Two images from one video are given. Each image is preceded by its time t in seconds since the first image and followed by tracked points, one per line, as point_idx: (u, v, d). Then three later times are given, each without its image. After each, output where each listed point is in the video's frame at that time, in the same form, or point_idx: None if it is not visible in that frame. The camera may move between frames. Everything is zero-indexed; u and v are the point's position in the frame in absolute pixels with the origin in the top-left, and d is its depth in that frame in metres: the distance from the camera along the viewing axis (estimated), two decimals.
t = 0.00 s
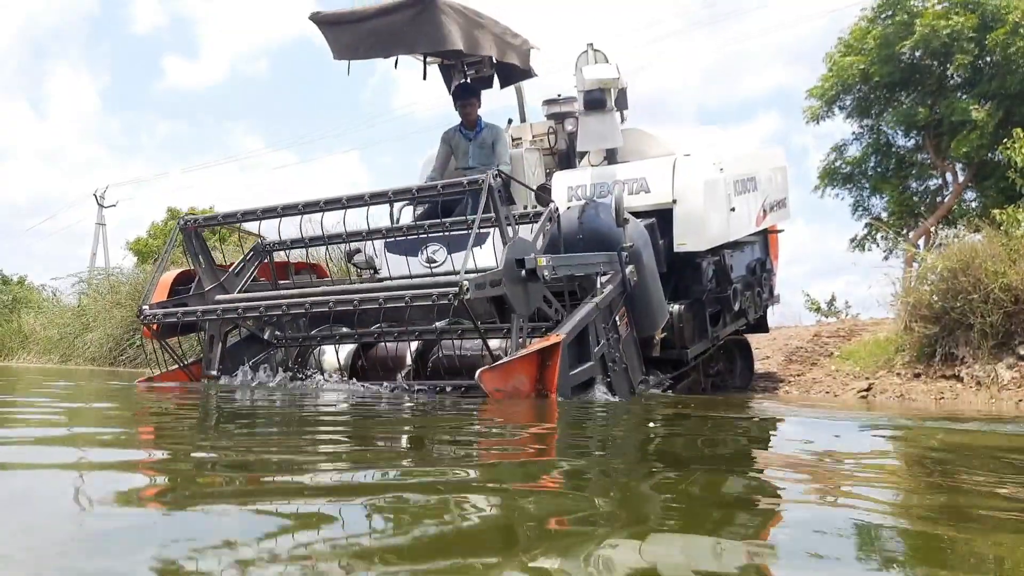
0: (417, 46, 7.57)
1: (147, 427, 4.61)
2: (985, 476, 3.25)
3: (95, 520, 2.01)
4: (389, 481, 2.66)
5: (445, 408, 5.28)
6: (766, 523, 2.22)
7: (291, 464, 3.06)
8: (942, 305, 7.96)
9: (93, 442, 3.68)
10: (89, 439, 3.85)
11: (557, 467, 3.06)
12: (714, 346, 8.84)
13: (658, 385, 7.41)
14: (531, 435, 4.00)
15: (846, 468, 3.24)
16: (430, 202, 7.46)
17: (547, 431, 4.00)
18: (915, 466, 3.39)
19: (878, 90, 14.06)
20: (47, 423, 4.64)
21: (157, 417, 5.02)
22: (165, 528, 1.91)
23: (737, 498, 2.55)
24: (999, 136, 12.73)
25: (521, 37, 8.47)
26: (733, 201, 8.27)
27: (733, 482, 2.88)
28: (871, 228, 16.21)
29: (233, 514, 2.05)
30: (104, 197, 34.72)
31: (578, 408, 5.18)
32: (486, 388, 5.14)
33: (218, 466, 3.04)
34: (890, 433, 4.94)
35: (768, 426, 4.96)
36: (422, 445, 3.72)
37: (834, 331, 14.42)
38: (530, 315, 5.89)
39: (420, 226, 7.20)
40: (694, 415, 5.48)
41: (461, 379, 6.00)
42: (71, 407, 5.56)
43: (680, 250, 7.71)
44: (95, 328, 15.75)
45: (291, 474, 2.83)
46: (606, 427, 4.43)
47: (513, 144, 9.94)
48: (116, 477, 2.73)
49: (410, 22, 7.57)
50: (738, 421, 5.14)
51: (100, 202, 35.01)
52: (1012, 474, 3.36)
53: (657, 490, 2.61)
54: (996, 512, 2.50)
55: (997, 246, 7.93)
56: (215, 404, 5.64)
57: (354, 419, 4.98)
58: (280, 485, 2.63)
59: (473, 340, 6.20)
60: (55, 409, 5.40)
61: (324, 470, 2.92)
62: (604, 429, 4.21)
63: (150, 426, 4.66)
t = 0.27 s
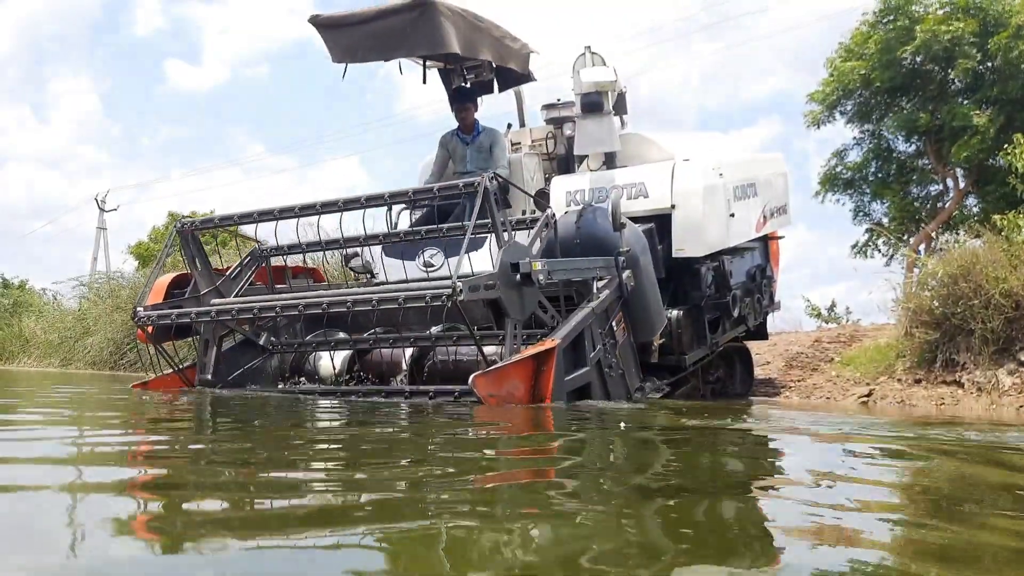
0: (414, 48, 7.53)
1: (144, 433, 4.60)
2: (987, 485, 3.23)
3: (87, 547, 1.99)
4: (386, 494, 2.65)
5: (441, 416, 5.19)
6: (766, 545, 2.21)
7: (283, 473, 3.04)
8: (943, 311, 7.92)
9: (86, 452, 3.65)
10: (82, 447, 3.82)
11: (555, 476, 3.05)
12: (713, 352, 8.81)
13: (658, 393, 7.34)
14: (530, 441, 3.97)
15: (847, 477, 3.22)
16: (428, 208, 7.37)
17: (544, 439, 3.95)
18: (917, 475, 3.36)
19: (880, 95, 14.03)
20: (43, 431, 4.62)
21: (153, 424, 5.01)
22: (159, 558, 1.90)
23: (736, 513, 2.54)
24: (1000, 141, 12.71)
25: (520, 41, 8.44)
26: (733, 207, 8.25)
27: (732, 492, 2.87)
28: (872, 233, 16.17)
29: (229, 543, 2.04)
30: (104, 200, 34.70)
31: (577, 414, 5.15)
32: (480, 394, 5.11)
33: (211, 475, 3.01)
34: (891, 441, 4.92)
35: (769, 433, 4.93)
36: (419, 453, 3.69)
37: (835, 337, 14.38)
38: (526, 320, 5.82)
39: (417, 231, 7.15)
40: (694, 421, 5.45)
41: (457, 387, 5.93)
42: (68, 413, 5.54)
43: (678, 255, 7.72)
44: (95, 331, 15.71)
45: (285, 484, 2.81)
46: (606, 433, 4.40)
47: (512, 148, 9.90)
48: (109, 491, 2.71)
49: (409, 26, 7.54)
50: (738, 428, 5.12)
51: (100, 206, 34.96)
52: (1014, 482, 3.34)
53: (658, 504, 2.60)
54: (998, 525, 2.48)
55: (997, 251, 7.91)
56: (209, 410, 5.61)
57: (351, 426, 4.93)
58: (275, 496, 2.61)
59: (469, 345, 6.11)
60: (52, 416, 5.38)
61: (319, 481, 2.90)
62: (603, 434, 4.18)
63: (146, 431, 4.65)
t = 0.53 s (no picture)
0: (413, 49, 7.56)
1: (147, 436, 4.65)
2: (984, 488, 3.28)
3: (98, 554, 2.04)
4: (389, 496, 2.69)
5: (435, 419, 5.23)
6: (768, 550, 2.26)
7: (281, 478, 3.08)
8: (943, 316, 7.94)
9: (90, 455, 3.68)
10: (86, 450, 3.85)
11: (556, 479, 3.09)
12: (711, 357, 8.84)
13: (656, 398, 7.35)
14: (530, 445, 3.99)
15: (846, 480, 3.27)
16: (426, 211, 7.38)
17: (541, 444, 3.99)
18: (916, 479, 3.38)
19: (882, 99, 14.03)
20: (50, 434, 4.67)
21: (156, 428, 5.07)
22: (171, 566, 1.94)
23: (735, 516, 2.58)
24: (1003, 145, 12.74)
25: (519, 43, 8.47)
26: (732, 211, 8.28)
27: (731, 494, 2.91)
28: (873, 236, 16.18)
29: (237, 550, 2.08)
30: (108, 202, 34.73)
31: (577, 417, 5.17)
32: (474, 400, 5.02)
33: (213, 480, 3.06)
34: (890, 445, 4.97)
35: (770, 437, 4.95)
36: (420, 456, 3.71)
37: (836, 340, 14.39)
38: (521, 325, 5.69)
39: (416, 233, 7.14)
40: (694, 425, 5.47)
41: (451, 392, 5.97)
42: (73, 416, 5.59)
43: (676, 259, 7.78)
44: (98, 332, 15.72)
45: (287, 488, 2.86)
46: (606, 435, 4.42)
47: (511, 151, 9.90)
48: (114, 494, 2.75)
49: (407, 26, 7.58)
50: (739, 433, 5.14)
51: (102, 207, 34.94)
52: (1010, 486, 3.38)
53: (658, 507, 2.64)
54: (994, 530, 2.53)
55: (999, 256, 7.92)
56: (205, 413, 5.65)
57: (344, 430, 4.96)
58: (279, 499, 2.65)
59: (464, 350, 6.07)
60: (58, 419, 5.43)
61: (322, 485, 2.94)
62: (603, 437, 4.22)
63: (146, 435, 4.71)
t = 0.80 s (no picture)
0: (412, 51, 7.50)
1: (142, 439, 4.60)
2: (987, 493, 3.23)
3: (85, 555, 1.99)
4: (381, 499, 2.64)
5: (433, 423, 5.18)
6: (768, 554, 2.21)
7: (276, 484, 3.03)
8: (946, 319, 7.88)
9: (81, 459, 3.63)
10: (78, 453, 3.80)
11: (552, 482, 3.05)
12: (711, 362, 8.78)
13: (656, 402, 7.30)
14: (527, 449, 3.94)
15: (845, 485, 3.22)
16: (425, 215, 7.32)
17: (539, 448, 3.95)
18: (919, 483, 3.34)
19: (885, 101, 13.95)
20: (44, 437, 4.62)
21: (152, 431, 5.03)
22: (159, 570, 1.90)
23: (733, 519, 2.54)
24: (1006, 148, 12.68)
25: (518, 46, 8.43)
26: (733, 214, 8.23)
27: (730, 497, 2.86)
28: (875, 239, 16.12)
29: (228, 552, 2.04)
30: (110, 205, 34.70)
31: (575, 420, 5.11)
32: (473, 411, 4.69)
33: (207, 485, 3.01)
34: (891, 449, 4.91)
35: (770, 441, 4.90)
36: (416, 461, 3.66)
37: (838, 344, 14.31)
38: (520, 330, 5.50)
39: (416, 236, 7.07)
40: (694, 429, 5.42)
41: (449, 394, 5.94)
42: (69, 419, 5.54)
43: (676, 263, 7.73)
44: (99, 337, 15.67)
45: (281, 491, 2.81)
46: (604, 439, 4.37)
47: (510, 154, 9.87)
48: (105, 497, 2.71)
49: (405, 28, 7.53)
50: (739, 437, 5.10)
51: (103, 211, 34.87)
52: (1014, 490, 3.33)
53: (655, 510, 2.60)
54: (998, 534, 2.48)
55: (1002, 259, 7.85)
56: (204, 417, 5.63)
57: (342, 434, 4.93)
58: (273, 502, 2.61)
59: (463, 356, 5.97)
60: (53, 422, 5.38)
61: (315, 488, 2.90)
62: (601, 441, 4.17)
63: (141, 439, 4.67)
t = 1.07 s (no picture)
0: (410, 51, 7.45)
1: (134, 440, 4.55)
2: (991, 495, 3.16)
3: (68, 550, 1.94)
4: (373, 497, 2.59)
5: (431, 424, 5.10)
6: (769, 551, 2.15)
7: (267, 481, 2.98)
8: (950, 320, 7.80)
9: (72, 458, 3.58)
10: (68, 452, 3.75)
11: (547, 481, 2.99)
12: (712, 364, 8.70)
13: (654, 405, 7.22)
14: (523, 451, 3.88)
15: (846, 487, 3.16)
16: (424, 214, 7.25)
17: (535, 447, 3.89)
18: (922, 485, 3.27)
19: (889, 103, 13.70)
20: (36, 438, 4.57)
21: (147, 431, 4.99)
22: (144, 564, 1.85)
23: (732, 519, 2.49)
24: (1009, 150, 12.61)
25: (517, 46, 8.37)
26: (733, 215, 8.17)
27: (729, 498, 2.80)
28: (878, 241, 16.04)
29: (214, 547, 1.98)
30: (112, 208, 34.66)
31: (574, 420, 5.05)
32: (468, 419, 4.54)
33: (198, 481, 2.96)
34: (894, 451, 4.84)
35: (771, 443, 4.83)
36: (410, 462, 3.60)
37: (841, 346, 14.22)
38: (518, 328, 5.33)
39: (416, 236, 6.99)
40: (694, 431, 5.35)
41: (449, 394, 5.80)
42: (65, 419, 5.50)
43: (676, 264, 7.66)
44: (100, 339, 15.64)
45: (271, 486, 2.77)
46: (603, 439, 4.31)
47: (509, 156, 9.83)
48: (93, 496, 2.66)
49: (403, 28, 7.47)
50: (739, 438, 5.03)
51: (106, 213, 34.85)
52: (1019, 492, 3.27)
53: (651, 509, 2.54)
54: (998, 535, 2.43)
55: (1006, 260, 7.78)
56: (199, 417, 5.57)
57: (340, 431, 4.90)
58: (262, 498, 2.55)
59: (461, 355, 5.81)
60: (48, 422, 5.34)
61: (308, 484, 2.86)
62: (598, 440, 4.11)
63: (134, 438, 4.62)
